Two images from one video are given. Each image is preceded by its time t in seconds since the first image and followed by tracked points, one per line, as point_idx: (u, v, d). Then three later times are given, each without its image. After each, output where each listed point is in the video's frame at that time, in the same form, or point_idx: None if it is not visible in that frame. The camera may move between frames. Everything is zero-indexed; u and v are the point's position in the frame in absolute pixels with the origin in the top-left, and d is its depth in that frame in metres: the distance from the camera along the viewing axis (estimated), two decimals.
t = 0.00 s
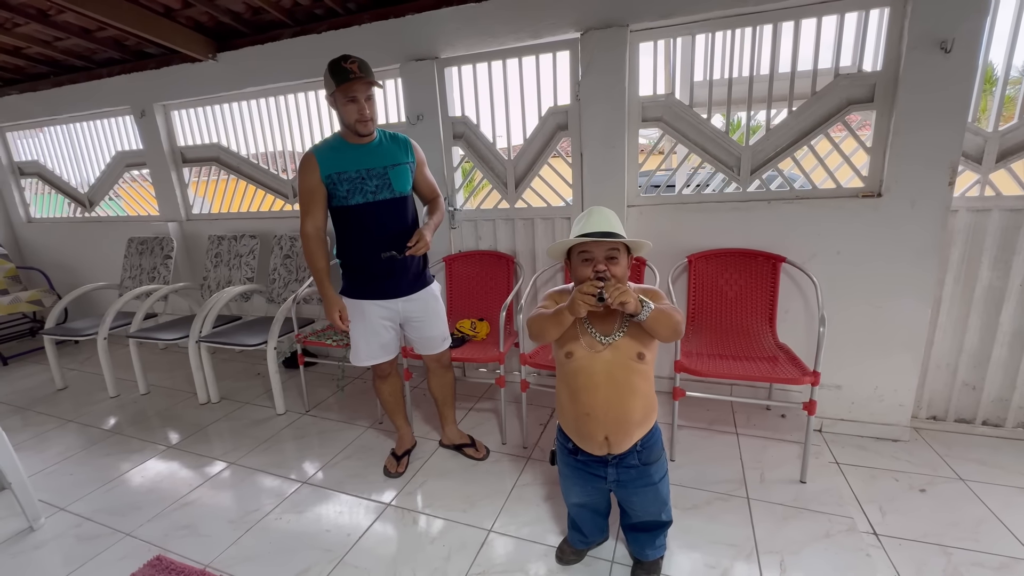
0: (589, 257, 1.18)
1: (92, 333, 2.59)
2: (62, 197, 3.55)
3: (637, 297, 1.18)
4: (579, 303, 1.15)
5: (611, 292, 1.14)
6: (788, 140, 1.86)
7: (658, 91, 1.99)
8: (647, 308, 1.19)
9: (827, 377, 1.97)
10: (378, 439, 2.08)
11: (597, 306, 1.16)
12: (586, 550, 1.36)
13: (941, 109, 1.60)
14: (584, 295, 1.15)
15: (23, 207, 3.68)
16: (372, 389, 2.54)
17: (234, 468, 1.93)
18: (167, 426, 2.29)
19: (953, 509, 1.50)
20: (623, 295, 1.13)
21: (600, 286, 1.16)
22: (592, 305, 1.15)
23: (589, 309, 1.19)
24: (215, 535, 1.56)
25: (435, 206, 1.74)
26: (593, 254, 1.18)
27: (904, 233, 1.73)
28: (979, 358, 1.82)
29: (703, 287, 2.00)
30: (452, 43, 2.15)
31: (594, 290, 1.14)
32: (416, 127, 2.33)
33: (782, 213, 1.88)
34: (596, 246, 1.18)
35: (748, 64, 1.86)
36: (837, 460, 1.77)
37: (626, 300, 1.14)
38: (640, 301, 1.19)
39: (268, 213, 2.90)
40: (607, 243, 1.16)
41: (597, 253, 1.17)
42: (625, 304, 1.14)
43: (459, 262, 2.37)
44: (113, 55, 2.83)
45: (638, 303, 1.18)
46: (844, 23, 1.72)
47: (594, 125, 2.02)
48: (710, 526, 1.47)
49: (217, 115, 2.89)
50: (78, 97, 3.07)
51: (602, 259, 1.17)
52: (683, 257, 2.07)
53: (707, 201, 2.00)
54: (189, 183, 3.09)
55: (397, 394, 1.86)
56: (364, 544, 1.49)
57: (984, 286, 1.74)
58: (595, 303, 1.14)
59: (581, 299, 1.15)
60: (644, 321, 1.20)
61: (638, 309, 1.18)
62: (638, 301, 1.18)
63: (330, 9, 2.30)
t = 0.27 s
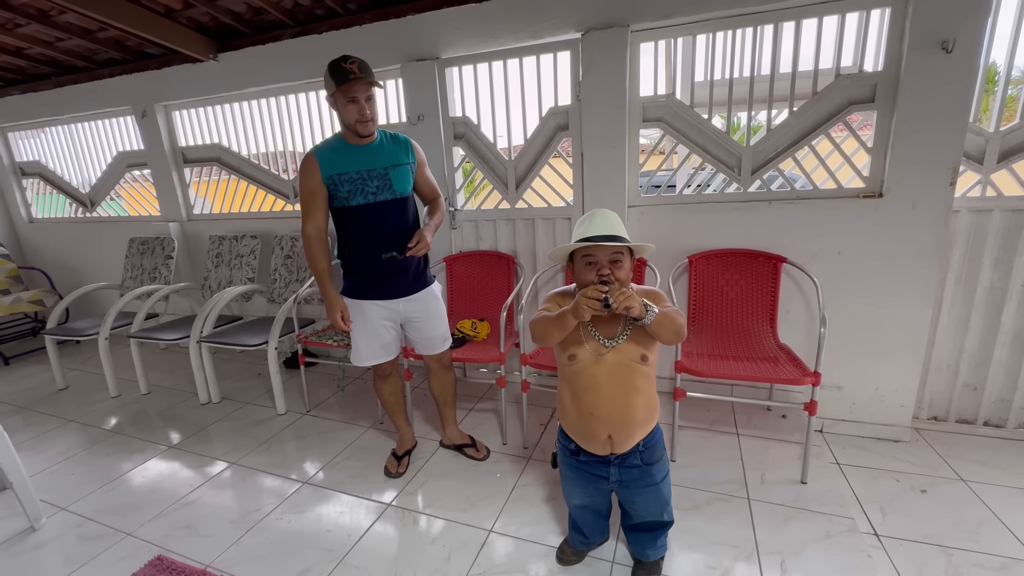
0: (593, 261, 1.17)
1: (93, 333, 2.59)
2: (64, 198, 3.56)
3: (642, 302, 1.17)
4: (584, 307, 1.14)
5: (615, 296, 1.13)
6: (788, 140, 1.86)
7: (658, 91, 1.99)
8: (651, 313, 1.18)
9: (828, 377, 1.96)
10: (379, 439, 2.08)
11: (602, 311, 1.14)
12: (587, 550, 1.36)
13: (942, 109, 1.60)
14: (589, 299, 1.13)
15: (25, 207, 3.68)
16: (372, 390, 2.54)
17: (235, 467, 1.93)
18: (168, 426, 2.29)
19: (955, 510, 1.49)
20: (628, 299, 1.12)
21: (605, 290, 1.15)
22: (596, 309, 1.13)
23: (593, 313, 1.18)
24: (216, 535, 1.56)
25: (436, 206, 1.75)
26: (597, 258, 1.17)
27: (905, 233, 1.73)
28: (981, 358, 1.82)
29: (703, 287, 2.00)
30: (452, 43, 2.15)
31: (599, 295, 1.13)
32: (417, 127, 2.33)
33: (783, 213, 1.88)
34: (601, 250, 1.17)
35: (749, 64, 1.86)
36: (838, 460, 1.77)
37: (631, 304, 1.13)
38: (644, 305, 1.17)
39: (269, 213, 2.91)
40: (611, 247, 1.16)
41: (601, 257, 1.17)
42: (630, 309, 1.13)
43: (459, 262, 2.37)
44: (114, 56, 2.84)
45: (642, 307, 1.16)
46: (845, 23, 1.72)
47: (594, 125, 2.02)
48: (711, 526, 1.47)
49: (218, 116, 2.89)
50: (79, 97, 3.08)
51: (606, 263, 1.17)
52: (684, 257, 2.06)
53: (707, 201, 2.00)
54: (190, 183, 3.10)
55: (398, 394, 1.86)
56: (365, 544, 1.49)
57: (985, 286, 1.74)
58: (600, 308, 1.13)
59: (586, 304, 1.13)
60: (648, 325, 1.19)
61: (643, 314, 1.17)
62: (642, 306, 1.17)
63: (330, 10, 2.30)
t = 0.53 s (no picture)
0: (596, 261, 1.17)
1: (94, 333, 2.59)
2: (65, 198, 3.56)
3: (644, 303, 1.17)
4: (586, 307, 1.14)
5: (618, 297, 1.13)
6: (789, 140, 1.86)
7: (659, 91, 1.99)
8: (653, 313, 1.17)
9: (829, 377, 1.96)
10: (379, 439, 2.08)
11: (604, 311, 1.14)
12: (587, 550, 1.36)
13: (943, 108, 1.60)
14: (590, 299, 1.13)
15: (26, 207, 3.68)
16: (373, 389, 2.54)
17: (236, 467, 1.94)
18: (168, 426, 2.30)
19: (955, 510, 1.49)
20: (630, 300, 1.12)
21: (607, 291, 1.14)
22: (599, 309, 1.13)
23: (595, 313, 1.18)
24: (216, 535, 1.56)
25: (436, 206, 1.75)
26: (600, 258, 1.17)
27: (906, 233, 1.73)
28: (982, 358, 1.82)
29: (704, 287, 2.00)
30: (453, 44, 2.15)
31: (601, 295, 1.13)
32: (417, 127, 2.33)
33: (783, 213, 1.88)
34: (603, 251, 1.17)
35: (749, 64, 1.86)
36: (839, 460, 1.77)
37: (633, 305, 1.12)
38: (646, 306, 1.17)
39: (270, 213, 2.91)
40: (614, 248, 1.16)
41: (604, 258, 1.17)
42: (632, 309, 1.13)
43: (460, 262, 2.37)
44: (115, 56, 2.84)
45: (645, 308, 1.16)
46: (846, 23, 1.72)
47: (595, 125, 2.02)
48: (711, 526, 1.47)
49: (219, 116, 2.89)
50: (80, 98, 3.08)
51: (609, 263, 1.17)
52: (685, 257, 2.06)
53: (708, 201, 1.99)
54: (191, 184, 3.10)
55: (399, 394, 1.86)
56: (365, 544, 1.49)
57: (986, 286, 1.74)
58: (603, 308, 1.12)
59: (588, 304, 1.13)
60: (650, 325, 1.19)
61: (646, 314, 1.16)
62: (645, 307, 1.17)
63: (330, 10, 2.30)
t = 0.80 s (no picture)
0: (597, 253, 1.17)
1: (95, 334, 2.60)
2: (65, 198, 3.56)
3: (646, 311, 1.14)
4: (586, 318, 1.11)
5: (619, 308, 1.10)
6: (789, 140, 1.86)
7: (659, 91, 1.99)
8: (656, 322, 1.15)
9: (829, 377, 1.96)
10: (380, 439, 2.08)
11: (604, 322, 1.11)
12: (588, 551, 1.36)
13: (944, 108, 1.60)
14: (590, 310, 1.10)
15: (27, 208, 3.69)
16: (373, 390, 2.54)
17: (237, 468, 1.94)
18: (169, 426, 2.30)
19: (956, 510, 1.49)
20: (631, 310, 1.09)
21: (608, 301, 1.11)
22: (599, 321, 1.10)
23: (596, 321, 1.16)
24: (217, 535, 1.56)
25: (437, 206, 1.75)
26: (601, 249, 1.16)
27: (907, 233, 1.73)
28: (983, 358, 1.81)
29: (704, 287, 2.00)
30: (453, 44, 2.15)
31: (602, 307, 1.09)
32: (418, 127, 2.33)
33: (784, 213, 1.88)
34: (604, 243, 1.17)
35: (749, 64, 1.86)
36: (840, 461, 1.77)
37: (635, 315, 1.10)
38: (648, 314, 1.14)
39: (270, 213, 2.91)
40: (615, 239, 1.16)
41: (605, 249, 1.16)
42: (634, 319, 1.10)
43: (460, 263, 2.37)
44: (116, 57, 2.84)
45: (647, 316, 1.13)
46: (846, 23, 1.72)
47: (595, 125, 2.02)
48: (712, 527, 1.47)
49: (219, 116, 2.89)
50: (81, 98, 3.08)
51: (610, 255, 1.16)
52: (685, 257, 2.06)
53: (708, 201, 1.99)
54: (192, 184, 3.10)
55: (399, 394, 1.86)
56: (366, 545, 1.49)
57: (987, 286, 1.74)
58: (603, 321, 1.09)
59: (588, 315, 1.10)
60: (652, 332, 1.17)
61: (647, 322, 1.14)
62: (647, 315, 1.14)
63: (331, 10, 2.30)
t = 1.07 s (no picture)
0: (596, 255, 1.16)
1: (96, 335, 2.60)
2: (66, 199, 3.57)
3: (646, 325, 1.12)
4: (585, 332, 1.10)
5: (617, 323, 1.08)
6: (789, 140, 1.86)
7: (659, 91, 1.99)
8: (655, 334, 1.13)
9: (830, 377, 1.96)
10: (380, 439, 2.08)
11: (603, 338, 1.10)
12: (588, 551, 1.36)
13: (945, 106, 1.59)
14: (589, 326, 1.09)
15: (27, 209, 3.69)
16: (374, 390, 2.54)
17: (237, 468, 1.94)
18: (170, 427, 2.30)
19: (957, 510, 1.49)
20: (630, 326, 1.08)
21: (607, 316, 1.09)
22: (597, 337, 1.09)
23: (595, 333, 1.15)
24: (218, 535, 1.56)
25: (437, 207, 1.75)
26: (600, 252, 1.16)
27: (907, 233, 1.73)
28: (983, 358, 1.81)
29: (704, 287, 2.00)
30: (453, 44, 2.15)
31: (600, 324, 1.08)
32: (418, 128, 2.33)
33: (784, 213, 1.88)
34: (604, 244, 1.16)
35: (749, 64, 1.86)
36: (840, 460, 1.77)
37: (634, 332, 1.08)
38: (648, 326, 1.12)
39: (270, 214, 2.91)
40: (614, 241, 1.15)
41: (605, 251, 1.16)
42: (634, 336, 1.09)
43: (460, 263, 2.37)
44: (116, 58, 2.84)
45: (646, 331, 1.11)
46: (846, 22, 1.72)
47: (595, 125, 2.02)
48: (712, 527, 1.47)
49: (219, 117, 2.90)
50: (81, 99, 3.08)
51: (610, 257, 1.16)
52: (685, 256, 2.06)
53: (708, 201, 1.99)
54: (192, 185, 3.10)
55: (399, 394, 1.86)
56: (366, 545, 1.49)
57: (987, 286, 1.74)
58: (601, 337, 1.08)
59: (586, 330, 1.10)
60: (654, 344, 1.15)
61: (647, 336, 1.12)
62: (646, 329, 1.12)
63: (331, 11, 2.30)
